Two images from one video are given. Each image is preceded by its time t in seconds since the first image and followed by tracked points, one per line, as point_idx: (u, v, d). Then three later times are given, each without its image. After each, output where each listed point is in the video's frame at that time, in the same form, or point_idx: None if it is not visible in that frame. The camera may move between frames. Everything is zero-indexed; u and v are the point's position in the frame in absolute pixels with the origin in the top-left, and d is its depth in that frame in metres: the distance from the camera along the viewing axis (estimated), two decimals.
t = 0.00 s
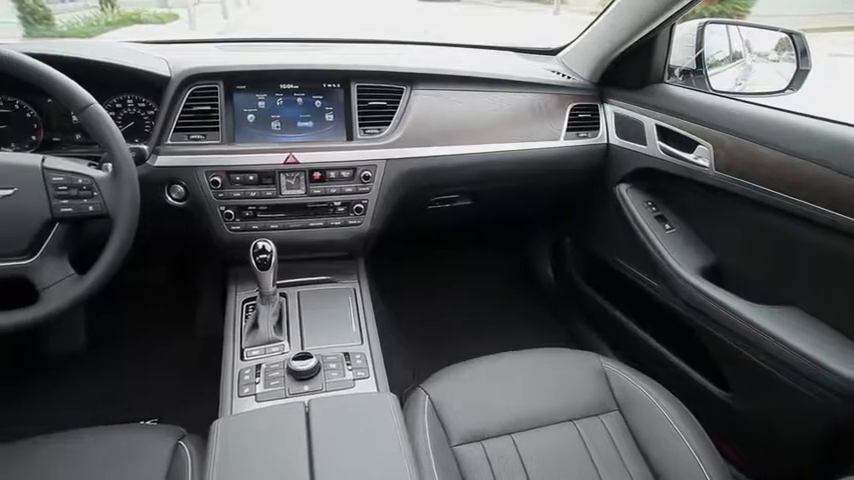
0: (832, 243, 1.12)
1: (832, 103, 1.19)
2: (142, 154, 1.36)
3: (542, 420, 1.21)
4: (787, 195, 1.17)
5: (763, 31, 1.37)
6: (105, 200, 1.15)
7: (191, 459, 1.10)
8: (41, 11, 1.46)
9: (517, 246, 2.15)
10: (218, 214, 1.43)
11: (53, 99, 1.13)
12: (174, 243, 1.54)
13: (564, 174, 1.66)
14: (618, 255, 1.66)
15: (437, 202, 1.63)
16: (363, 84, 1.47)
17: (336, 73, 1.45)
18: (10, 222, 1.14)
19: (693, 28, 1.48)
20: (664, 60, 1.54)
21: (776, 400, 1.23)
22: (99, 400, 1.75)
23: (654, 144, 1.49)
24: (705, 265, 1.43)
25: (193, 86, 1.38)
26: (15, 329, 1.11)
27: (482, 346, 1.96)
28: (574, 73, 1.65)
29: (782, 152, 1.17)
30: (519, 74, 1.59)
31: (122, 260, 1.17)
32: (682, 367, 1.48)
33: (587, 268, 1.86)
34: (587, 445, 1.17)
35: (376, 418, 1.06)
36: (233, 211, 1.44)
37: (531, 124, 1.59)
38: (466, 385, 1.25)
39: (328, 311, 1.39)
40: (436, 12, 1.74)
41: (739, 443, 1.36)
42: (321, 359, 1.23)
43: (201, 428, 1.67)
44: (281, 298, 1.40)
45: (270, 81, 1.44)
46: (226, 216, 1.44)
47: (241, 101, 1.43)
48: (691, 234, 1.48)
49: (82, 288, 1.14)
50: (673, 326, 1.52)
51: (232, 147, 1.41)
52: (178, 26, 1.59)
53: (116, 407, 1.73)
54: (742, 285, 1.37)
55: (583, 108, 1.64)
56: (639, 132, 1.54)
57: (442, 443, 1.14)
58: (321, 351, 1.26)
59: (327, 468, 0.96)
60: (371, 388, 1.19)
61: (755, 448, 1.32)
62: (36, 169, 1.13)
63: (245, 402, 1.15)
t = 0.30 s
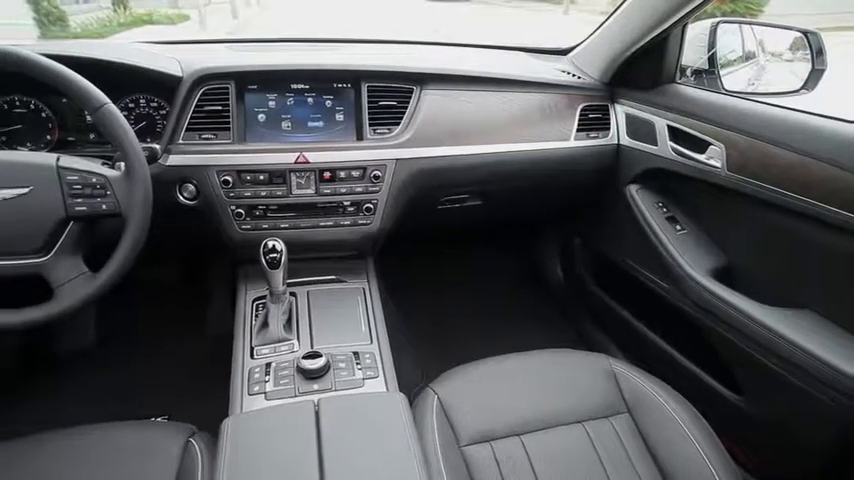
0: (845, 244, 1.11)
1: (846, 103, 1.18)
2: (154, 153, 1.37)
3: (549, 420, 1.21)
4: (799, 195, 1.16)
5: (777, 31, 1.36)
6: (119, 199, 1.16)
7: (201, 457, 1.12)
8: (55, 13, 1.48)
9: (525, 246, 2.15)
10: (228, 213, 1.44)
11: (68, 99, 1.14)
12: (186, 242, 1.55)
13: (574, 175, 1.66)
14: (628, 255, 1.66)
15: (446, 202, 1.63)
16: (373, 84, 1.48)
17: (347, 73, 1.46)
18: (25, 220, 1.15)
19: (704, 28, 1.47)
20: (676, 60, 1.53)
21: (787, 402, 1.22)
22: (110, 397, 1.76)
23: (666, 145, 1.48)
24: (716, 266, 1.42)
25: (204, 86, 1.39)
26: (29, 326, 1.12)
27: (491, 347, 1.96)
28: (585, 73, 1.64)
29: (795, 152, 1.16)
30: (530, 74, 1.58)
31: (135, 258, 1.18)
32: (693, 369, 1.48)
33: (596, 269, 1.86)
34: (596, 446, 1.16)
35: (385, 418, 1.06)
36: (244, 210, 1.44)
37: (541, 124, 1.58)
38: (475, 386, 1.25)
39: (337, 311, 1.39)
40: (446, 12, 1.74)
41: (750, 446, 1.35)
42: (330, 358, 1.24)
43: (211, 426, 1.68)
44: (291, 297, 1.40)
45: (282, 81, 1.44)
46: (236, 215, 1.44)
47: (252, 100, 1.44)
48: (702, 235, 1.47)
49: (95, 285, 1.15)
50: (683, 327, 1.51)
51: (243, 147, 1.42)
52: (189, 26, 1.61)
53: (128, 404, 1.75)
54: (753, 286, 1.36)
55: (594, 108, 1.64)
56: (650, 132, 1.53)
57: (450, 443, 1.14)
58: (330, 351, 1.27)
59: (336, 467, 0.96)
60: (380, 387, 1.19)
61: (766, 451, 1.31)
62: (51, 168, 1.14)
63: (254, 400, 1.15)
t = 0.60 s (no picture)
0: None
1: None
2: (167, 152, 1.38)
3: (559, 421, 1.20)
4: (812, 196, 1.15)
5: (791, 30, 1.35)
6: (131, 198, 1.17)
7: (211, 454, 1.12)
8: (69, 14, 1.49)
9: (535, 247, 2.14)
10: (239, 212, 1.45)
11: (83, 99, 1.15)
12: (197, 241, 1.56)
13: (585, 175, 1.65)
14: (639, 257, 1.65)
15: (456, 202, 1.63)
16: (384, 84, 1.48)
17: (357, 73, 1.46)
18: (39, 218, 1.16)
19: (717, 28, 1.47)
20: (688, 60, 1.52)
21: (799, 405, 1.21)
22: (121, 394, 1.78)
23: (677, 145, 1.48)
24: (727, 268, 1.41)
25: (216, 85, 1.40)
26: (43, 322, 1.13)
27: (500, 347, 1.96)
28: (596, 73, 1.64)
29: (807, 153, 1.16)
30: (540, 74, 1.58)
31: (147, 256, 1.19)
32: (704, 372, 1.47)
33: (606, 270, 1.85)
34: (605, 447, 1.16)
35: (395, 418, 1.06)
36: (255, 210, 1.45)
37: (552, 124, 1.58)
38: (484, 386, 1.25)
39: (346, 310, 1.39)
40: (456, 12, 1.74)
41: (762, 449, 1.34)
42: (340, 357, 1.24)
43: (222, 423, 1.69)
44: (301, 296, 1.41)
45: (293, 80, 1.45)
46: (247, 215, 1.45)
47: (264, 100, 1.44)
48: (714, 237, 1.47)
49: (108, 283, 1.16)
50: (694, 329, 1.50)
51: (254, 147, 1.42)
52: (200, 27, 1.62)
53: (139, 400, 1.76)
54: (764, 288, 1.35)
55: (604, 108, 1.63)
56: (661, 133, 1.53)
57: (459, 443, 1.14)
58: (340, 350, 1.27)
59: (345, 467, 0.96)
60: (390, 387, 1.19)
61: (778, 455, 1.30)
62: (66, 167, 1.15)
63: (264, 398, 1.16)
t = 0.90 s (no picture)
0: None
1: None
2: (179, 151, 1.40)
3: (568, 423, 1.20)
4: (828, 197, 1.14)
5: (808, 29, 1.34)
6: (144, 196, 1.18)
7: (222, 451, 1.13)
8: (84, 15, 1.51)
9: (545, 248, 2.14)
10: (250, 211, 1.46)
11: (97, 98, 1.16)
12: (208, 238, 1.57)
13: (596, 175, 1.65)
14: (650, 259, 1.64)
15: (466, 202, 1.63)
16: (395, 84, 1.48)
17: (368, 73, 1.46)
18: (54, 216, 1.17)
19: (732, 27, 1.45)
20: (701, 60, 1.51)
21: (812, 408, 1.20)
22: (134, 391, 1.79)
23: (690, 146, 1.47)
24: (740, 269, 1.40)
25: (228, 85, 1.41)
26: (58, 320, 1.14)
27: (510, 347, 1.96)
28: (607, 73, 1.63)
29: (823, 154, 1.14)
30: (552, 74, 1.58)
31: (160, 254, 1.20)
32: (715, 374, 1.46)
33: (617, 271, 1.85)
34: (615, 449, 1.16)
35: (404, 418, 1.06)
36: (266, 209, 1.46)
37: (563, 124, 1.58)
38: (493, 386, 1.25)
39: (356, 310, 1.39)
40: (467, 12, 1.74)
41: (774, 453, 1.33)
42: (350, 356, 1.24)
43: (232, 420, 1.69)
44: (311, 295, 1.41)
45: (304, 80, 1.46)
46: (258, 214, 1.46)
47: (275, 100, 1.45)
48: (726, 238, 1.46)
49: (122, 281, 1.17)
50: (706, 331, 1.49)
51: (266, 146, 1.43)
52: (212, 28, 1.63)
53: (151, 397, 1.77)
54: (777, 290, 1.34)
55: (616, 108, 1.63)
56: (673, 133, 1.52)
57: (468, 443, 1.14)
58: (350, 349, 1.27)
59: (355, 467, 0.96)
60: (399, 386, 1.19)
61: (791, 459, 1.29)
62: (80, 166, 1.17)
63: (275, 397, 1.16)
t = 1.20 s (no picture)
0: None
1: None
2: (192, 151, 1.40)
3: (578, 424, 1.20)
4: (844, 199, 1.13)
5: (824, 26, 1.31)
6: (158, 195, 1.19)
7: (232, 449, 1.13)
8: (99, 16, 1.53)
9: (555, 248, 2.13)
10: (262, 210, 1.46)
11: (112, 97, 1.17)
12: (220, 237, 1.58)
13: (608, 175, 1.64)
14: (662, 260, 1.63)
15: (477, 202, 1.62)
16: (406, 84, 1.48)
17: (379, 73, 1.46)
18: (70, 214, 1.18)
19: (747, 26, 1.45)
20: (715, 60, 1.50)
21: (827, 412, 1.19)
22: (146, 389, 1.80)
23: (703, 147, 1.46)
24: (753, 271, 1.39)
25: (241, 85, 1.42)
26: (72, 316, 1.15)
27: (520, 347, 1.95)
28: (620, 73, 1.62)
29: (839, 155, 1.13)
30: (564, 74, 1.57)
31: (173, 253, 1.21)
32: (726, 375, 1.45)
33: (628, 271, 1.84)
34: (626, 452, 1.15)
35: (415, 417, 1.06)
36: (277, 208, 1.46)
37: (575, 124, 1.57)
38: (503, 386, 1.25)
39: (367, 309, 1.40)
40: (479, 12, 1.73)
41: (785, 456, 1.32)
42: (360, 355, 1.25)
43: (243, 418, 1.70)
44: (322, 295, 1.42)
45: (316, 80, 1.46)
46: (270, 213, 1.47)
47: (287, 100, 1.46)
48: (739, 239, 1.45)
49: (135, 279, 1.18)
50: (717, 332, 1.49)
51: (278, 146, 1.44)
52: (222, 29, 1.64)
53: (163, 394, 1.78)
54: (792, 292, 1.33)
55: (628, 108, 1.62)
56: (687, 134, 1.51)
57: (477, 443, 1.14)
58: (361, 348, 1.28)
59: (366, 468, 0.96)
60: (409, 386, 1.19)
61: (803, 462, 1.28)
62: (96, 165, 1.17)
63: (285, 395, 1.17)
